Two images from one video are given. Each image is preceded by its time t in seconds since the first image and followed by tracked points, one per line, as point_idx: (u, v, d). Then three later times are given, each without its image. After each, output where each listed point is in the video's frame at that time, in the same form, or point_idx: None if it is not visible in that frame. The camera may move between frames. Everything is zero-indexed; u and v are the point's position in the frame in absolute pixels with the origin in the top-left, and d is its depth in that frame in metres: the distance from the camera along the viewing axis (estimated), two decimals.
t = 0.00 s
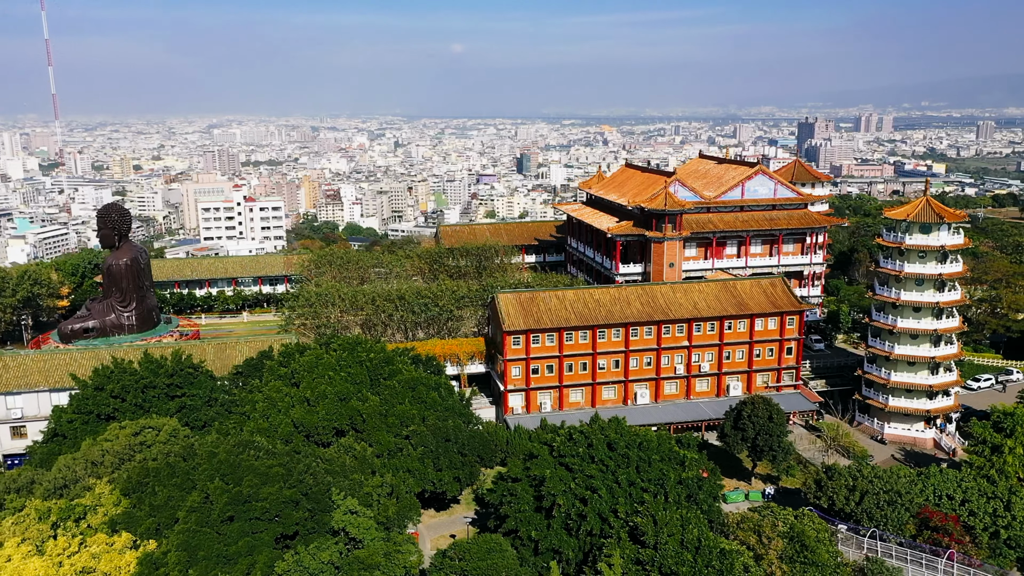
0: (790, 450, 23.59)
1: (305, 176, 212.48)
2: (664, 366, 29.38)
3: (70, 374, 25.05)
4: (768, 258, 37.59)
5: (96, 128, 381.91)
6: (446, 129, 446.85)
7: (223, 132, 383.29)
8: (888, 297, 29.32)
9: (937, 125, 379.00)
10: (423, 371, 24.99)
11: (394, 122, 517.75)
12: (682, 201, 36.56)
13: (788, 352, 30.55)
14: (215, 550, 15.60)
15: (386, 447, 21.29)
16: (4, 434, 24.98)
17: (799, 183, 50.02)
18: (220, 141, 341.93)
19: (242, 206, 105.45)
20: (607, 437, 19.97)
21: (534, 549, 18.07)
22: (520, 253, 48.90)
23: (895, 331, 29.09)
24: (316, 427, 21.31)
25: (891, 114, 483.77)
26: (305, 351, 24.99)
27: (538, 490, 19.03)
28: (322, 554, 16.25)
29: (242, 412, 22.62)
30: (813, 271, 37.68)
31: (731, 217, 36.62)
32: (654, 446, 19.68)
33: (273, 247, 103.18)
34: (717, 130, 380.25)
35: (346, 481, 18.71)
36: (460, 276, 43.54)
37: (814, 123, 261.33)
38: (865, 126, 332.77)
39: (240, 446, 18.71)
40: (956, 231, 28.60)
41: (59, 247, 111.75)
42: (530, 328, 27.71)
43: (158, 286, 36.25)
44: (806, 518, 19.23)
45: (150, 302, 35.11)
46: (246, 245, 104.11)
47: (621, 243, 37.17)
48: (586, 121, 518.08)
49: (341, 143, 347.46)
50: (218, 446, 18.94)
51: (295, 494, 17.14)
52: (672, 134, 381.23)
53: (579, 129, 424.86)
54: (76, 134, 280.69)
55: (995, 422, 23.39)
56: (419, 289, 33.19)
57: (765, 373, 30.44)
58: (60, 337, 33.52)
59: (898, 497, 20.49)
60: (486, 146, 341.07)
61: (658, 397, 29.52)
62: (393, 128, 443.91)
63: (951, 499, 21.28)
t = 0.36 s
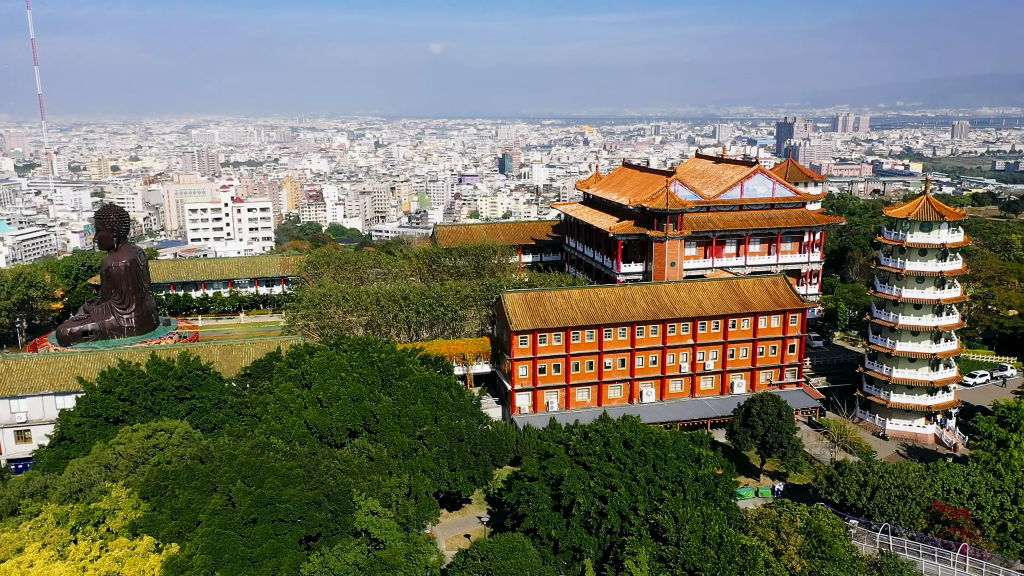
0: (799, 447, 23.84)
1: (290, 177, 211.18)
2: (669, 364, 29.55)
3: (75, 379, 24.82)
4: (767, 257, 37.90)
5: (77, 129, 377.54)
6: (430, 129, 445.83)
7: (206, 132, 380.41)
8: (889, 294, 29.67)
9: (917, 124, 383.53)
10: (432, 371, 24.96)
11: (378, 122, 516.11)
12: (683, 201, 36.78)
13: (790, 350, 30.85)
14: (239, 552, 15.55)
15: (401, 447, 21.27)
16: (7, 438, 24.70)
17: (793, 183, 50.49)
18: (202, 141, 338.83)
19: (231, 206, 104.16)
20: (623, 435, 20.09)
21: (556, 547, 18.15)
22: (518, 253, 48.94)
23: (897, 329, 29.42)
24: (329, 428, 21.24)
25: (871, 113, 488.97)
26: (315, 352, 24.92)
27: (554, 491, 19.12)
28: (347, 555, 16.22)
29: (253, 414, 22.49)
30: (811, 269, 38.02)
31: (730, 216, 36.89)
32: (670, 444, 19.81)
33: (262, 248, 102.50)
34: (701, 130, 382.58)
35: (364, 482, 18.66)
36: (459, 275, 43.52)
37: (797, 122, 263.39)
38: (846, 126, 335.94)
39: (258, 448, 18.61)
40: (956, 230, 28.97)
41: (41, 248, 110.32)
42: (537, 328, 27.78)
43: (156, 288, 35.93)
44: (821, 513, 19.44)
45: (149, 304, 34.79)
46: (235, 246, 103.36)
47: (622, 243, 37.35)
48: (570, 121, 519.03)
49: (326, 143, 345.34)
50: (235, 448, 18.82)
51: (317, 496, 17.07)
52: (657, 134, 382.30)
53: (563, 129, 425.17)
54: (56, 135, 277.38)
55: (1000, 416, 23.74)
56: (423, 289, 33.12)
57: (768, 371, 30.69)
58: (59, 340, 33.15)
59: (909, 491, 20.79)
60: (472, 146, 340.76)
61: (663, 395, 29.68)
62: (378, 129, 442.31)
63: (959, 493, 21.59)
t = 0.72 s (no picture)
0: (805, 443, 24.08)
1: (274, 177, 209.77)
2: (673, 362, 29.74)
3: (79, 381, 24.57)
4: (765, 255, 38.26)
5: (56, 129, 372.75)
6: (414, 129, 444.37)
7: (187, 132, 376.85)
8: (889, 291, 30.03)
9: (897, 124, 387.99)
10: (441, 371, 24.96)
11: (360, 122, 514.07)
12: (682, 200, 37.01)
13: (791, 347, 31.14)
14: (262, 554, 15.50)
15: (414, 447, 21.26)
16: (10, 442, 24.38)
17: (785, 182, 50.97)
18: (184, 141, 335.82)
19: (217, 207, 103.40)
20: (637, 433, 20.20)
21: (574, 545, 18.24)
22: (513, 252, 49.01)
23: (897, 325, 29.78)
24: (341, 430, 21.20)
25: (851, 113, 493.66)
26: (323, 352, 24.83)
27: (569, 489, 19.22)
28: (369, 556, 16.23)
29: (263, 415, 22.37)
30: (808, 267, 38.37)
31: (729, 215, 37.18)
32: (685, 441, 19.95)
33: (249, 249, 101.80)
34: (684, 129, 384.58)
35: (381, 482, 18.64)
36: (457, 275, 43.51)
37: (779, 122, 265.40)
38: (828, 125, 339.20)
39: (275, 449, 18.52)
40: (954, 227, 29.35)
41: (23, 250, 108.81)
42: (544, 327, 27.83)
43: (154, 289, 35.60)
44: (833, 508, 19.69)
45: (148, 305, 34.47)
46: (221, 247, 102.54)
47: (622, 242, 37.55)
48: (554, 121, 520.11)
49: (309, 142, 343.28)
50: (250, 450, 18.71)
51: (337, 497, 17.04)
52: (641, 133, 383.94)
53: (547, 128, 425.61)
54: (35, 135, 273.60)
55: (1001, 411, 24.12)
56: (425, 288, 33.06)
57: (770, 368, 30.98)
58: (56, 342, 32.74)
59: (917, 484, 21.10)
60: (456, 146, 340.07)
61: (667, 393, 29.87)
62: (361, 129, 440.40)
63: (965, 487, 21.89)
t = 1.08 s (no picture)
0: (811, 438, 24.36)
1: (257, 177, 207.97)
2: (676, 360, 29.95)
3: (83, 384, 24.30)
4: (761, 253, 38.60)
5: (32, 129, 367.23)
6: (397, 129, 443.09)
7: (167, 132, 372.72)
8: (888, 289, 30.45)
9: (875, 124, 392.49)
10: (450, 370, 24.96)
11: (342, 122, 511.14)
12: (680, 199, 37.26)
13: (792, 344, 31.46)
14: (287, 556, 15.51)
15: (427, 447, 21.28)
16: (13, 446, 24.09)
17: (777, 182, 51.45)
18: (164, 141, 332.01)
19: (203, 208, 101.90)
20: (651, 431, 20.32)
21: (592, 542, 18.37)
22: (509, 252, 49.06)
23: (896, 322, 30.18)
24: (354, 430, 21.16)
25: (828, 114, 498.87)
26: (331, 353, 24.73)
27: (586, 486, 19.32)
28: (393, 555, 16.29)
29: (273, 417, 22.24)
30: (804, 266, 38.77)
31: (726, 214, 37.48)
32: (698, 438, 20.12)
33: (235, 250, 100.90)
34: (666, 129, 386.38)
35: (399, 482, 18.63)
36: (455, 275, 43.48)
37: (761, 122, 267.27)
38: (808, 125, 342.33)
39: (292, 450, 18.43)
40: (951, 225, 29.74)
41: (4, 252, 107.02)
42: (549, 326, 27.90)
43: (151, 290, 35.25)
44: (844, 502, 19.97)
45: (145, 307, 34.12)
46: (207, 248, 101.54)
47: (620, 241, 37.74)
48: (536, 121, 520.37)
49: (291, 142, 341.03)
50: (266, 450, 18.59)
51: (358, 497, 17.02)
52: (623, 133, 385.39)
53: (529, 128, 426.04)
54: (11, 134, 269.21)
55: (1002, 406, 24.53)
56: (427, 288, 33.01)
57: (771, 365, 31.30)
58: (53, 345, 32.32)
59: (924, 478, 21.45)
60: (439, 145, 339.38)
61: (671, 391, 30.09)
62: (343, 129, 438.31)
63: (970, 480, 22.24)
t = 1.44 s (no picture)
0: (819, 434, 24.61)
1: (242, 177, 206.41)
2: (681, 358, 30.14)
3: (89, 387, 24.06)
4: (760, 252, 38.91)
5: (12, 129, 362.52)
6: (382, 129, 441.30)
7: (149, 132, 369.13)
8: (889, 286, 30.81)
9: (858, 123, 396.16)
10: (460, 370, 24.96)
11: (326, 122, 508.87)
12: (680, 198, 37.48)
13: (794, 342, 31.75)
14: (314, 557, 15.58)
15: (441, 446, 21.30)
16: (19, 450, 23.84)
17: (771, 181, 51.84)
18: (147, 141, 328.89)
19: (191, 208, 101.01)
20: (666, 428, 20.44)
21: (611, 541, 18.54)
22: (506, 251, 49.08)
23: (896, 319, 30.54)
24: (369, 430, 21.12)
25: (810, 113, 503.35)
26: (341, 353, 24.65)
27: (604, 484, 19.41)
28: (418, 555, 16.52)
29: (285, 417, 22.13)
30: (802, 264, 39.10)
31: (725, 213, 37.76)
32: (713, 435, 20.26)
33: (223, 251, 100.10)
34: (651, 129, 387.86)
35: (418, 482, 18.64)
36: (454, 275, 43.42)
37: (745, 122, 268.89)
38: (791, 125, 344.93)
39: (311, 450, 18.35)
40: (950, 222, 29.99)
41: None
42: (556, 325, 27.98)
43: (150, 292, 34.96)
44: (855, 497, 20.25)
45: (145, 309, 33.82)
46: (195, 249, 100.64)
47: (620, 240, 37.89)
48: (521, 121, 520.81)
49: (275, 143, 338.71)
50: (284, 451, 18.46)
51: (381, 497, 17.01)
52: (608, 133, 386.24)
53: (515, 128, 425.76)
54: None
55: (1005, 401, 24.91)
56: (430, 288, 32.99)
57: (774, 363, 31.57)
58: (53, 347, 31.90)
59: (932, 472, 21.76)
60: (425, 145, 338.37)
61: (676, 389, 30.26)
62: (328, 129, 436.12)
63: (976, 474, 22.60)
